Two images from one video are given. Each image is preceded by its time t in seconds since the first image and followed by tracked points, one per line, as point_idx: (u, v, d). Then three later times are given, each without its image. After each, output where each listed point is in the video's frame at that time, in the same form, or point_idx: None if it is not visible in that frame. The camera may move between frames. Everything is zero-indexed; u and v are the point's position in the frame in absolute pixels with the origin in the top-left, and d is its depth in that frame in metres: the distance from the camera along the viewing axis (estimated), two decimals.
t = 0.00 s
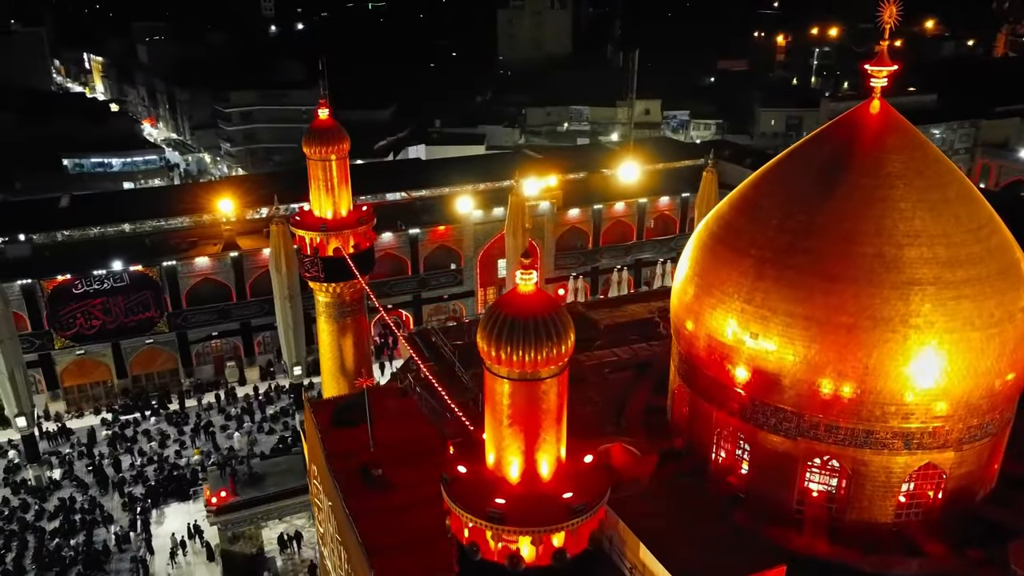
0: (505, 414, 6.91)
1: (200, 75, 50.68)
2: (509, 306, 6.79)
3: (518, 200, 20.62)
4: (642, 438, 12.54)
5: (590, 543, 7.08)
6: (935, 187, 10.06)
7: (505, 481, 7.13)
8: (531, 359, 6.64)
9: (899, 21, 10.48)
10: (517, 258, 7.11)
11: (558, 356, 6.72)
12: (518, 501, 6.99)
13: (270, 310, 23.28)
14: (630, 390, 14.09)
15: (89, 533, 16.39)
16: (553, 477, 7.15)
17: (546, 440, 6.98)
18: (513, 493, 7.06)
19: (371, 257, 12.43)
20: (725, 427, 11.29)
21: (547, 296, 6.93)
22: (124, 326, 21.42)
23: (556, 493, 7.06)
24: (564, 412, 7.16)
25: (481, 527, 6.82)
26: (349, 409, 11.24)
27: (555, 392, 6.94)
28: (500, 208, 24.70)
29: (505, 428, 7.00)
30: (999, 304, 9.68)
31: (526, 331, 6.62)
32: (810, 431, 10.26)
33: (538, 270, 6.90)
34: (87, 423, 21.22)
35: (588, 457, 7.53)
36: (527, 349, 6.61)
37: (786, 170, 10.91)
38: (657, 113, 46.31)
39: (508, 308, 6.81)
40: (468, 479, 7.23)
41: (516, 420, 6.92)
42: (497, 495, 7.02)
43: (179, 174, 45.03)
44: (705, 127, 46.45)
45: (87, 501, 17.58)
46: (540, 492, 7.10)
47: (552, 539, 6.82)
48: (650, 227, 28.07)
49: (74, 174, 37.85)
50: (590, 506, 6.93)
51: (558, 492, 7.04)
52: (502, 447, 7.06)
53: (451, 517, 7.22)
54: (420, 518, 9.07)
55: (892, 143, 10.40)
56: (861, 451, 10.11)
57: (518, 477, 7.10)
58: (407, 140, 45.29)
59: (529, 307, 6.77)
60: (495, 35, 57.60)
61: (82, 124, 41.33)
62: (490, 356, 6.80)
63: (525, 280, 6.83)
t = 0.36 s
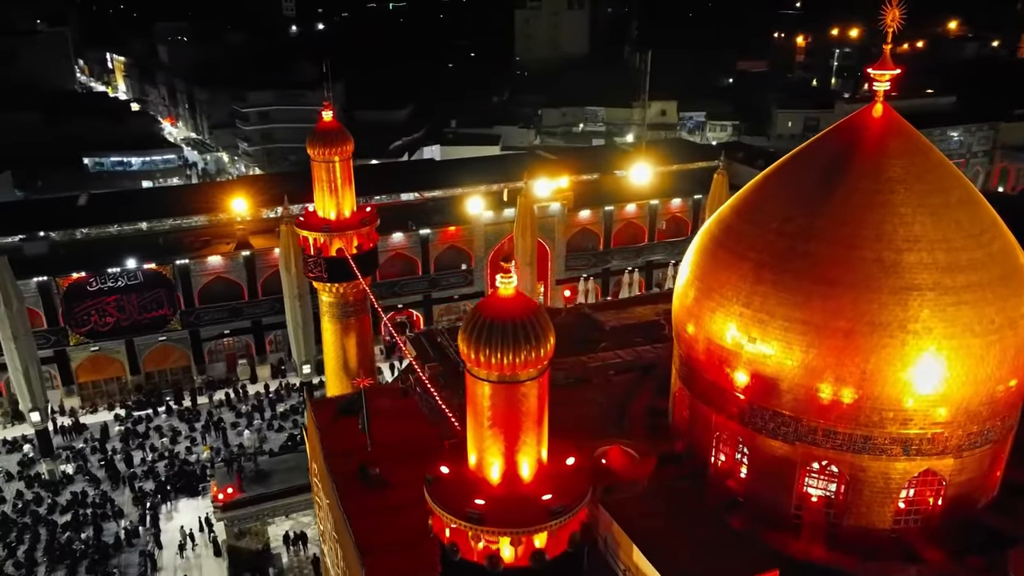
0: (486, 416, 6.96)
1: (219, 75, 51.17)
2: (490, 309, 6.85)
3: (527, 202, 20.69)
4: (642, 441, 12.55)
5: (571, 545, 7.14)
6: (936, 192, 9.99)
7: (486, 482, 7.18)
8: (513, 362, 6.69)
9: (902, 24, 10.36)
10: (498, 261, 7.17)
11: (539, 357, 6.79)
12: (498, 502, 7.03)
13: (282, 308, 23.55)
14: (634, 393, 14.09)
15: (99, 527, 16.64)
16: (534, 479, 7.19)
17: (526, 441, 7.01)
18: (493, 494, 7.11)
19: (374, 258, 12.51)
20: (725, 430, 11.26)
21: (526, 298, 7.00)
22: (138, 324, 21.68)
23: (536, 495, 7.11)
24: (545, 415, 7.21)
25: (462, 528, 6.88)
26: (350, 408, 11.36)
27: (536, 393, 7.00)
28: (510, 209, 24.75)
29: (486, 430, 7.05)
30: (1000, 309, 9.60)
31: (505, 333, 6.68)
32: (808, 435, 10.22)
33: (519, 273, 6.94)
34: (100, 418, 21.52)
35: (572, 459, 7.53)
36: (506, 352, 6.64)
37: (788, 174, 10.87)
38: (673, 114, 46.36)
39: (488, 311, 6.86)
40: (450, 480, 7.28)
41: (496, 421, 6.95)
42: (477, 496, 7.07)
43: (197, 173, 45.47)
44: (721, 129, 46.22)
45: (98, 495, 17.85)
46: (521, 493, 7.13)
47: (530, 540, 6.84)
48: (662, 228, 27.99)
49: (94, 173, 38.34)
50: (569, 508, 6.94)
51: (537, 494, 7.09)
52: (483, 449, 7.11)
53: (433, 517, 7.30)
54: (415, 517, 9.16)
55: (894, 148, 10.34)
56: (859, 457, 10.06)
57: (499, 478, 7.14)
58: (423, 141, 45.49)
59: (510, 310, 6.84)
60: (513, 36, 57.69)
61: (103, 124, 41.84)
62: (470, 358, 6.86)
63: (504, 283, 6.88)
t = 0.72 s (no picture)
0: (468, 419, 7.04)
1: (239, 75, 51.61)
2: (471, 313, 6.94)
3: (537, 203, 20.76)
4: (644, 444, 12.56)
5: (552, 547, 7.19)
6: (938, 197, 9.92)
7: (470, 484, 7.27)
8: (494, 364, 6.78)
9: (905, 28, 10.25)
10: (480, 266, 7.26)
11: (519, 360, 6.88)
12: (480, 504, 7.09)
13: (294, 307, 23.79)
14: (638, 396, 14.09)
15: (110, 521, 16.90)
16: (516, 480, 7.27)
17: (507, 443, 7.08)
18: (475, 495, 7.19)
19: (378, 259, 12.59)
20: (725, 434, 11.26)
21: (508, 302, 7.09)
22: (153, 322, 21.97)
23: (517, 496, 7.19)
24: (528, 417, 7.30)
25: (443, 529, 6.97)
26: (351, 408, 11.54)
27: (518, 396, 7.09)
28: (521, 210, 24.81)
29: (469, 432, 7.14)
30: (1001, 316, 9.52)
31: (485, 337, 6.76)
32: (807, 440, 10.19)
33: (499, 278, 7.05)
34: (115, 414, 21.83)
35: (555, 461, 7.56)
36: (486, 355, 6.74)
37: (790, 178, 10.83)
38: (690, 115, 46.13)
39: (470, 316, 6.95)
40: (433, 481, 7.35)
41: (478, 424, 7.03)
42: (459, 498, 7.14)
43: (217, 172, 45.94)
44: (739, 131, 45.99)
45: (111, 489, 18.13)
46: (503, 495, 7.19)
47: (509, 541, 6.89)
48: (675, 231, 27.81)
49: (114, 172, 38.88)
50: (549, 510, 6.98)
51: (519, 496, 7.15)
52: (466, 451, 7.19)
53: (417, 517, 7.39)
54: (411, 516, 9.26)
55: (898, 152, 10.27)
56: (858, 462, 10.01)
57: (481, 480, 7.22)
58: (439, 142, 45.65)
59: (492, 313, 6.93)
60: (531, 36, 57.67)
61: (124, 123, 42.39)
62: (453, 362, 6.94)
63: (486, 287, 7.00)
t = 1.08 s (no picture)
0: (453, 421, 7.07)
1: (260, 75, 52.03)
2: (456, 317, 6.99)
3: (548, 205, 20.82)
4: (646, 448, 12.57)
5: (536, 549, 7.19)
6: (942, 203, 9.86)
7: (454, 484, 7.29)
8: (477, 367, 6.82)
9: (910, 33, 10.21)
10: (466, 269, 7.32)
11: (503, 363, 6.92)
12: (463, 504, 7.10)
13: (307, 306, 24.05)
14: (643, 400, 14.07)
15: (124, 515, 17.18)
16: (500, 482, 7.27)
17: (491, 444, 7.11)
18: (460, 496, 7.18)
19: (383, 260, 12.72)
20: (726, 438, 11.26)
21: (493, 305, 7.14)
22: (168, 319, 22.34)
23: (500, 497, 7.17)
24: (512, 419, 7.30)
25: (426, 529, 6.98)
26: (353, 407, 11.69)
27: (502, 399, 7.10)
28: (534, 211, 24.89)
29: (453, 433, 7.15)
30: (1003, 324, 9.44)
31: (467, 341, 6.80)
32: (807, 446, 10.15)
33: (484, 281, 7.09)
34: (131, 409, 22.15)
35: (540, 464, 7.55)
36: (470, 358, 6.79)
37: (793, 183, 10.81)
38: (709, 117, 46.22)
39: (456, 319, 6.99)
40: (418, 481, 7.38)
41: (463, 425, 7.06)
42: (443, 497, 7.15)
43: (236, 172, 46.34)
44: (758, 132, 45.25)
45: (125, 484, 18.40)
46: (486, 495, 7.21)
47: (489, 541, 6.90)
48: (689, 233, 27.69)
49: (135, 171, 39.36)
50: (530, 511, 6.97)
51: (502, 497, 7.15)
52: (451, 452, 7.22)
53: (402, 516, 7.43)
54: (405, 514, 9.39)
55: (902, 158, 10.22)
56: (857, 469, 9.96)
57: (465, 480, 7.26)
58: (457, 142, 45.79)
59: (477, 316, 6.99)
60: (551, 37, 57.60)
61: (146, 123, 42.93)
62: (437, 364, 6.98)
63: (470, 291, 7.03)
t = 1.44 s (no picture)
0: (439, 421, 7.33)
1: (281, 75, 52.41)
2: (442, 321, 7.28)
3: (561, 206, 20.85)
4: (649, 451, 12.57)
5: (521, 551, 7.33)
6: (947, 209, 9.78)
7: (440, 485, 7.53)
8: (461, 368, 7.08)
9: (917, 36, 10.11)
10: (452, 274, 7.65)
11: (487, 365, 7.18)
12: (448, 503, 7.32)
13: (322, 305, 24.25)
14: (648, 402, 14.06)
15: (138, 510, 17.47)
16: (485, 482, 7.49)
17: (476, 446, 7.36)
18: (446, 496, 7.42)
19: (389, 261, 12.86)
20: (728, 443, 11.24)
21: (478, 309, 7.44)
22: (184, 316, 22.62)
23: (485, 498, 7.37)
24: (496, 421, 7.57)
25: (413, 527, 7.17)
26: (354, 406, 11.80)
27: (487, 400, 7.35)
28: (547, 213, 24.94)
29: (439, 434, 7.43)
30: (1007, 332, 9.36)
31: (452, 343, 7.08)
32: (808, 452, 10.12)
33: (470, 286, 7.41)
34: (147, 405, 22.48)
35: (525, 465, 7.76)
36: (454, 361, 7.06)
37: (798, 187, 10.76)
38: (727, 118, 45.74)
39: (441, 323, 7.28)
40: (407, 481, 7.60)
41: (449, 427, 7.32)
42: (429, 497, 7.37)
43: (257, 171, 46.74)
44: (777, 134, 45.28)
45: (138, 479, 18.66)
46: (472, 496, 7.44)
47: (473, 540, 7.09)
48: (703, 235, 27.64)
49: (157, 170, 39.82)
50: (514, 513, 7.14)
51: (487, 498, 7.35)
52: (438, 454, 7.49)
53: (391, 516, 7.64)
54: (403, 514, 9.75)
55: (908, 163, 10.13)
56: (858, 475, 9.91)
57: (452, 481, 7.48)
58: (475, 142, 45.91)
59: (462, 319, 7.29)
60: (571, 37, 57.50)
61: (169, 122, 43.46)
62: (424, 367, 7.23)
63: (456, 294, 7.41)
